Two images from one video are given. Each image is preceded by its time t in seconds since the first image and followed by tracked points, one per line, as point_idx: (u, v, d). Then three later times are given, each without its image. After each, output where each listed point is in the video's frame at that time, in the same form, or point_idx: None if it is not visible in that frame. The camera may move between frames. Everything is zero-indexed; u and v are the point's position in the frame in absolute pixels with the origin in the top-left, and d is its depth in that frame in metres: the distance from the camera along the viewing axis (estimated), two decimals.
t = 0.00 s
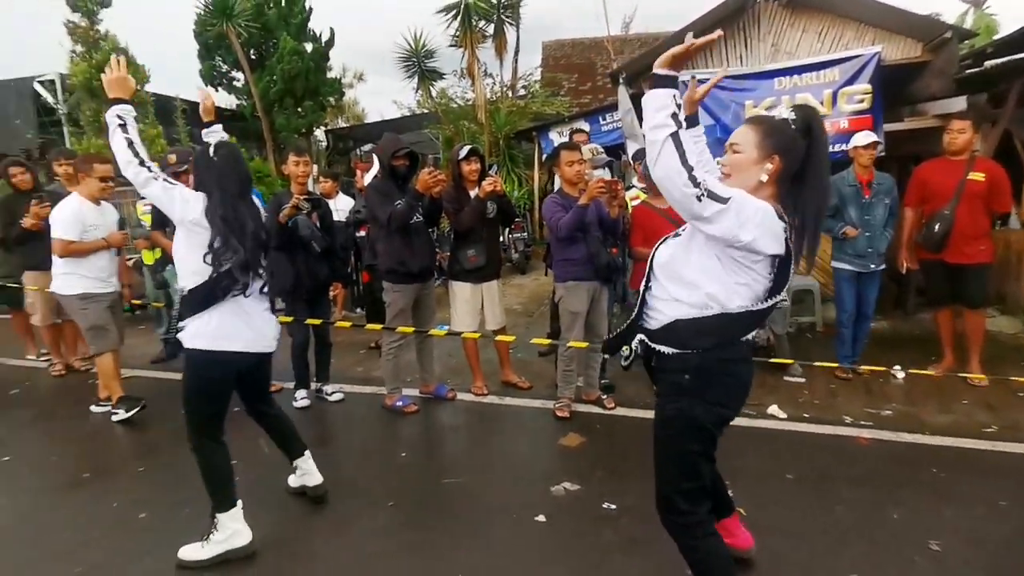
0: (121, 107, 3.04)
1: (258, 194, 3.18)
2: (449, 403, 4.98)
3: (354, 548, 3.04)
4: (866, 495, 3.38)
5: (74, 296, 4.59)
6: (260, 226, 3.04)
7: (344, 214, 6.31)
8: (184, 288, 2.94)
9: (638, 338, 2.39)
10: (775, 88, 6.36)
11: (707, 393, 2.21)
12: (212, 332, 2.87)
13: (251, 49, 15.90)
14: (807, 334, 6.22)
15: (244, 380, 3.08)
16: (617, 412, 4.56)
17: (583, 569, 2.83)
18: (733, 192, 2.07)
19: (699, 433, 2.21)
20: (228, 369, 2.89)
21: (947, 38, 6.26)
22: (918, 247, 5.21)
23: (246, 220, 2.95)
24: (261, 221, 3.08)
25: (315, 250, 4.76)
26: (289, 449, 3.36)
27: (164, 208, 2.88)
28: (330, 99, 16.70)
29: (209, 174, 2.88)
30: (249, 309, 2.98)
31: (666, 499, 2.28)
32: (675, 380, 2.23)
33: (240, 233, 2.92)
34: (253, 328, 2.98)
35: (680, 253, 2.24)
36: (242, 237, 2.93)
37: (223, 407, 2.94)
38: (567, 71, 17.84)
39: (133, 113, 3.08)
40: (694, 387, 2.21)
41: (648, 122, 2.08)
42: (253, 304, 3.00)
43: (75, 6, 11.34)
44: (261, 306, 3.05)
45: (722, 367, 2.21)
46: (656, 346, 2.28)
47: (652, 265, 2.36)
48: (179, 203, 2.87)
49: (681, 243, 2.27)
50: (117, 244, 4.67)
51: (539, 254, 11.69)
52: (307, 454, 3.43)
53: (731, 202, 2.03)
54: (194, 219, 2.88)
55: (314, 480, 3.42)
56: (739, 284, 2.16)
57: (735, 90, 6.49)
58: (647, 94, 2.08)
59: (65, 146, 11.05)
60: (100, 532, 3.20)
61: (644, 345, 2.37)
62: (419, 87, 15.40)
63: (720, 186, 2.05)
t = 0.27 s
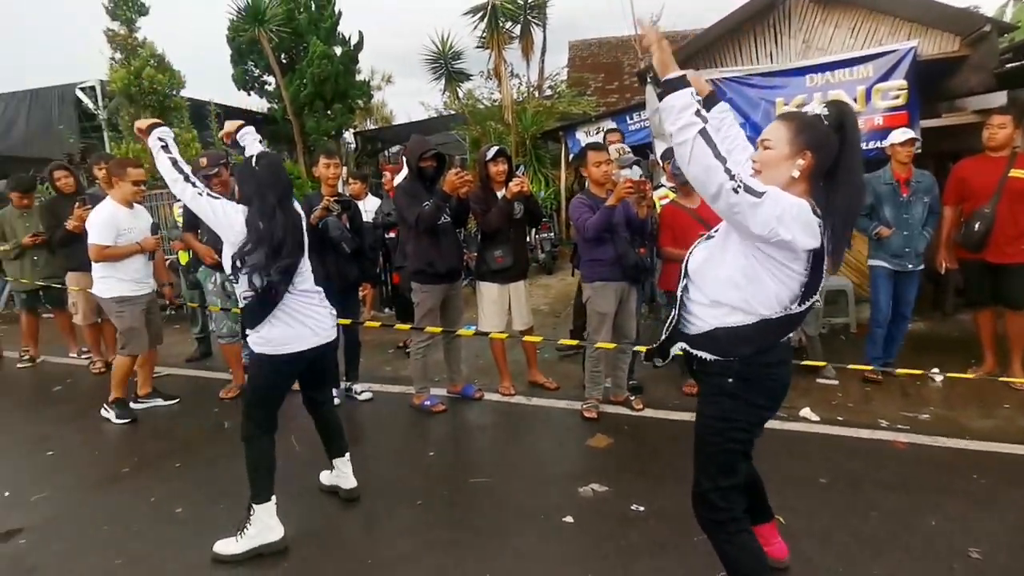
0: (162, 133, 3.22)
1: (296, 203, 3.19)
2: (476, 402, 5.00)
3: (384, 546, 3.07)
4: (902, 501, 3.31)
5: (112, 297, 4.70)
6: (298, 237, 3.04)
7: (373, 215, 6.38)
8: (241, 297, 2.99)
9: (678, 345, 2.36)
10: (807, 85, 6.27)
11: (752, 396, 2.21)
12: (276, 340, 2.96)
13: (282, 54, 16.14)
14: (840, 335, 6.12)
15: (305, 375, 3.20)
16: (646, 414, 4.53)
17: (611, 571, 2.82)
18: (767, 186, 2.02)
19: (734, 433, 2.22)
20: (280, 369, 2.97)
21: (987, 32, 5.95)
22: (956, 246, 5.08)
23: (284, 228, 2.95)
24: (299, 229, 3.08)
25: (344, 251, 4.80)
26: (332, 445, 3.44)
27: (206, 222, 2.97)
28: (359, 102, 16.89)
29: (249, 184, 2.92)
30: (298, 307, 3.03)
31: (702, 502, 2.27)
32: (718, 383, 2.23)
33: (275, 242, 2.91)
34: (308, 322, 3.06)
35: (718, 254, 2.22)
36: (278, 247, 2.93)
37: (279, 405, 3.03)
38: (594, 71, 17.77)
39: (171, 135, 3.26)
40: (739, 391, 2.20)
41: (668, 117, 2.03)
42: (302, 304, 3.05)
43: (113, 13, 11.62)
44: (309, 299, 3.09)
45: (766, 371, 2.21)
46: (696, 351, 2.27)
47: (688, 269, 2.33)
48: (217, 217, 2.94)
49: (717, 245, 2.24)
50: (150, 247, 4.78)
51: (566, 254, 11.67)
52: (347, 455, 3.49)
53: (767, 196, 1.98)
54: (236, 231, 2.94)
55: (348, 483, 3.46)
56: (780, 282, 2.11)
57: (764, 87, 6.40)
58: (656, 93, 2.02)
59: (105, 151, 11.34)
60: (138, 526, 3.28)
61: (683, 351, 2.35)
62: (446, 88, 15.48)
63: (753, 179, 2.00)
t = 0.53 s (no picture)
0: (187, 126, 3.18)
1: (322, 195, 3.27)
2: (496, 402, 5.00)
3: (404, 544, 3.08)
4: (930, 506, 3.25)
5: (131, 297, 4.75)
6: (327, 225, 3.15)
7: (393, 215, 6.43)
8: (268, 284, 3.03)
9: (716, 357, 2.30)
10: (831, 82, 6.19)
11: (786, 404, 2.15)
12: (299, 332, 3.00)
13: (303, 56, 16.29)
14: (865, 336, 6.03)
15: (317, 369, 3.22)
16: (666, 415, 4.50)
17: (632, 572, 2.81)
18: (778, 211, 2.02)
19: (763, 441, 2.15)
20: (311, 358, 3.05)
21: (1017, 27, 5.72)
22: (985, 245, 4.98)
23: (318, 218, 3.07)
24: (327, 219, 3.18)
25: (364, 252, 4.82)
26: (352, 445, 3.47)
27: (241, 211, 2.96)
28: (379, 103, 16.98)
29: (282, 178, 2.98)
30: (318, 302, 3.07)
31: (726, 509, 2.19)
32: (751, 388, 2.17)
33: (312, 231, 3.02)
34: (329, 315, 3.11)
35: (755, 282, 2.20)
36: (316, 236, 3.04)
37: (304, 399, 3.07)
38: (614, 70, 17.71)
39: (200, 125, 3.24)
40: (773, 399, 2.14)
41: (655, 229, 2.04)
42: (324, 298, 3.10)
43: (140, 19, 11.77)
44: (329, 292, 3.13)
45: (804, 380, 2.15)
46: (733, 361, 2.22)
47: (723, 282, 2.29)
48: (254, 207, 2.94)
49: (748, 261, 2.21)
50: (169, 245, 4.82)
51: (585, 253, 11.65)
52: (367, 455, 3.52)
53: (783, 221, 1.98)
54: (272, 219, 2.96)
55: (369, 482, 3.49)
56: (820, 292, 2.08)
57: (786, 85, 6.34)
58: (625, 218, 2.04)
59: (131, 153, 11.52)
60: (164, 521, 3.32)
61: (722, 364, 2.29)
62: (465, 89, 15.51)
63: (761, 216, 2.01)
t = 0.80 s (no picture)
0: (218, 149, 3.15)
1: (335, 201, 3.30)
2: (515, 402, 4.99)
3: (423, 543, 3.08)
4: (960, 510, 3.19)
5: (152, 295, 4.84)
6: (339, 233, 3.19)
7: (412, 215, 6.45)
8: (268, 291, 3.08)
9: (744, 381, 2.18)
10: (856, 78, 6.11)
11: (811, 420, 2.05)
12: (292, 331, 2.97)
13: (324, 57, 16.42)
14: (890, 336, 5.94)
15: (320, 374, 3.17)
16: (687, 415, 4.47)
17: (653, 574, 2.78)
18: (812, 284, 1.87)
19: (782, 456, 2.06)
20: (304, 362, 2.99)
21: None
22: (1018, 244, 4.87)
23: (330, 232, 3.10)
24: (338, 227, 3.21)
25: (386, 251, 4.86)
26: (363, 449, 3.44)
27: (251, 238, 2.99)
28: (399, 103, 17.08)
29: (295, 193, 3.01)
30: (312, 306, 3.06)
31: (737, 523, 2.11)
32: (777, 403, 2.07)
33: (327, 244, 3.06)
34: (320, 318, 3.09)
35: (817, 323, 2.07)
36: (332, 249, 3.09)
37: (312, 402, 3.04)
38: (633, 68, 17.63)
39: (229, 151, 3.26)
40: (798, 414, 2.03)
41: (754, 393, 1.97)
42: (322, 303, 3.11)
43: (165, 23, 11.93)
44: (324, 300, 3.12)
45: (834, 397, 2.04)
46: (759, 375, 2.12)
47: (747, 307, 2.14)
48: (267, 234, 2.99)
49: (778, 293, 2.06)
50: (178, 301, 4.76)
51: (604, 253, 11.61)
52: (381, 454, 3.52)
53: (827, 297, 1.85)
54: (284, 238, 3.00)
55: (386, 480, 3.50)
56: (868, 313, 1.94)
57: (809, 82, 6.27)
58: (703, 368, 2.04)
59: (158, 154, 11.70)
60: (187, 517, 3.37)
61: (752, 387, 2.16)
62: (485, 88, 15.54)
63: (805, 307, 1.88)
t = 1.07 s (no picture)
0: (198, 160, 3.82)
1: (342, 189, 3.28)
2: (535, 401, 5.00)
3: (445, 540, 3.10)
4: (987, 514, 3.14)
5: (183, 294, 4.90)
6: (343, 224, 3.09)
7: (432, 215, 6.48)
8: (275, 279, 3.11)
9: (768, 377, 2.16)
10: (881, 75, 6.03)
11: (836, 418, 2.02)
12: (313, 327, 2.98)
13: (344, 58, 16.53)
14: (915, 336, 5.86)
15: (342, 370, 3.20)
16: (708, 415, 4.44)
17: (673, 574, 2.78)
18: (868, 291, 1.80)
19: (809, 454, 2.03)
20: (328, 358, 3.01)
21: None
22: None
23: (327, 218, 3.00)
24: (346, 219, 3.12)
25: (405, 250, 4.89)
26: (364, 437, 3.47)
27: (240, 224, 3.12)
28: (418, 103, 17.15)
29: (296, 171, 2.99)
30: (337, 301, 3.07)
31: (762, 522, 2.08)
32: (800, 400, 2.03)
33: (317, 229, 2.98)
34: (348, 314, 3.10)
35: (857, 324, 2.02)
36: (321, 235, 2.98)
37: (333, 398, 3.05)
38: (653, 67, 17.53)
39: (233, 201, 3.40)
40: (824, 411, 2.00)
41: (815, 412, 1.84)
42: (341, 297, 3.10)
43: (189, 26, 12.08)
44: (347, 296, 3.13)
45: (860, 395, 2.01)
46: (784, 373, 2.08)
47: (775, 297, 2.08)
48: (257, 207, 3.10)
49: (809, 284, 1.99)
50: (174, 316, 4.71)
51: (624, 252, 11.57)
52: (383, 451, 3.48)
53: (885, 305, 1.80)
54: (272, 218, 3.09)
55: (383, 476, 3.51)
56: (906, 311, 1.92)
57: (834, 79, 6.21)
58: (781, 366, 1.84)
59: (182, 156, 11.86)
60: (213, 512, 3.42)
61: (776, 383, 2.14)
62: (504, 88, 15.55)
63: (865, 317, 1.80)
